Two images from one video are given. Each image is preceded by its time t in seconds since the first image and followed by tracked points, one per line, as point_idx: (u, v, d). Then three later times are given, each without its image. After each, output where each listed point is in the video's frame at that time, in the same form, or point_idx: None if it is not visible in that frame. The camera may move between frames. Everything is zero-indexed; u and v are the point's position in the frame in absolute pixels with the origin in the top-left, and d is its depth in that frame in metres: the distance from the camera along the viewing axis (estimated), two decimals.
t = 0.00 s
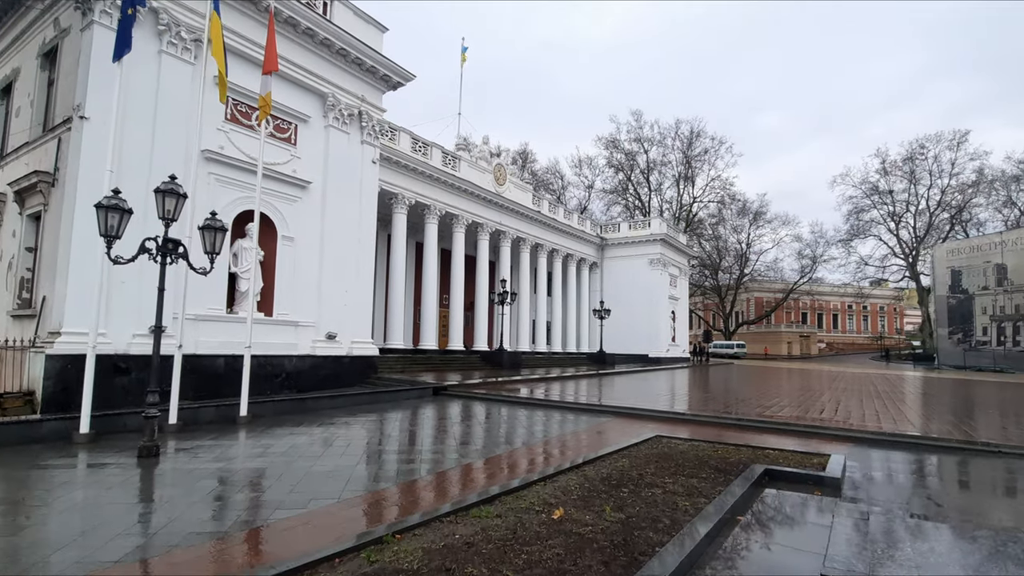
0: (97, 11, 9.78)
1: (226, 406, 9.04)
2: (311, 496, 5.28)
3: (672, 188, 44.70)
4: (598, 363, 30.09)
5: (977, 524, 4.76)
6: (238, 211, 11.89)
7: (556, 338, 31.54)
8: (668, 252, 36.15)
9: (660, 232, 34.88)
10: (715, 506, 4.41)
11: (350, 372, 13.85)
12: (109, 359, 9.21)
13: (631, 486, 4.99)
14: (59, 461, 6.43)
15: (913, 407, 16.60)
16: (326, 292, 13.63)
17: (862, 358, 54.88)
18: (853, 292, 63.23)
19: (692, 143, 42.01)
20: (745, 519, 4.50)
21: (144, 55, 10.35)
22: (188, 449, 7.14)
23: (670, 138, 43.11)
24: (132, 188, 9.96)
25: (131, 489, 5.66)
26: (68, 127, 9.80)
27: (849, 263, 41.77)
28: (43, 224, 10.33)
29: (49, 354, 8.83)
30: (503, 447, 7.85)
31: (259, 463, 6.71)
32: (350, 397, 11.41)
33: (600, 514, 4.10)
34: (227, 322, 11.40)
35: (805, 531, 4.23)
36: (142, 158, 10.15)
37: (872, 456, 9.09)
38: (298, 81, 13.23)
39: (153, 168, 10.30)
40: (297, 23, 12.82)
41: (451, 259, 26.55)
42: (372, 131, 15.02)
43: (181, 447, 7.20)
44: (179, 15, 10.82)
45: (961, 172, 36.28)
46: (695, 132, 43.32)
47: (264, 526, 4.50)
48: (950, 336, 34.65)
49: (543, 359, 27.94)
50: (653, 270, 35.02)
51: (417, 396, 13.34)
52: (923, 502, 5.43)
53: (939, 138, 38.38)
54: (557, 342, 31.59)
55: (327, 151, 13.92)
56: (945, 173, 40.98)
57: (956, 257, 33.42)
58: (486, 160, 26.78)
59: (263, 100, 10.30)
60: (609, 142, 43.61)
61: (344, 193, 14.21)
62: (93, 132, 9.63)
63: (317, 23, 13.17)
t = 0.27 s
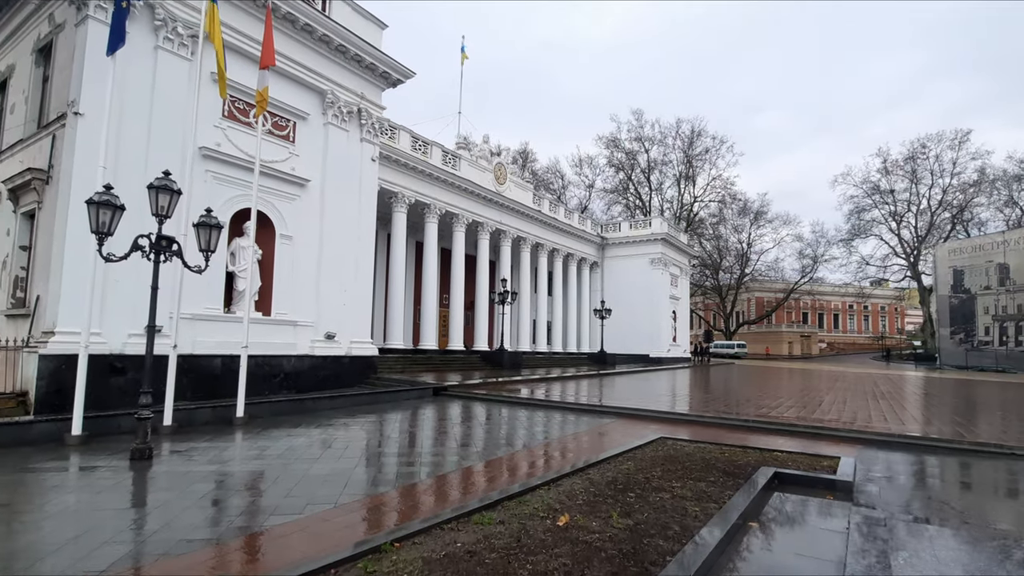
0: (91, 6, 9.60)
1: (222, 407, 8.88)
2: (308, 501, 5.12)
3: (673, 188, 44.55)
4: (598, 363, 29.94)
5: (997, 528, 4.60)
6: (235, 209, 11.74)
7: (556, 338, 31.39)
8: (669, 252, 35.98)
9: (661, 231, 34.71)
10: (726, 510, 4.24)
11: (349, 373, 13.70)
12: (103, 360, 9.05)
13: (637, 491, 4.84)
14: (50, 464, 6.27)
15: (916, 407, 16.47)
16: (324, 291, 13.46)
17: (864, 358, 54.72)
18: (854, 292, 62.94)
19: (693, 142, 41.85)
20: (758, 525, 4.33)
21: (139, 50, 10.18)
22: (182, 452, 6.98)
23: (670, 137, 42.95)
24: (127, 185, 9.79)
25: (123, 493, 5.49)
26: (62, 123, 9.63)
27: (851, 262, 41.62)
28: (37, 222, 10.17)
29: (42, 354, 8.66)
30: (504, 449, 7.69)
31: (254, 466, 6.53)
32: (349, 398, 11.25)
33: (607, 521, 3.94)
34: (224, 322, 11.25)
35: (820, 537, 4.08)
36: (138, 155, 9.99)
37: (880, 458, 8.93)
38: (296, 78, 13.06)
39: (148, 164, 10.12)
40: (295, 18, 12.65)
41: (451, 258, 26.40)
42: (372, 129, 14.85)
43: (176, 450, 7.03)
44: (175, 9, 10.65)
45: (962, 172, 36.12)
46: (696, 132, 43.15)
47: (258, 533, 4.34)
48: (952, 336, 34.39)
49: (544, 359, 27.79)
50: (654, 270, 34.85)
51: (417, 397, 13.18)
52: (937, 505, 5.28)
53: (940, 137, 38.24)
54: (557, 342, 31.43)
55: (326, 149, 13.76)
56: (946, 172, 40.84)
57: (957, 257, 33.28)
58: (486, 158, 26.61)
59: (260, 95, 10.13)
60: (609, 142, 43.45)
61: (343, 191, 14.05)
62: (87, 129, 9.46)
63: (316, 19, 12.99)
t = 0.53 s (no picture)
0: None
1: (218, 407, 8.72)
2: (303, 503, 4.97)
3: (674, 186, 44.36)
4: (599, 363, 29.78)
5: (1017, 532, 4.43)
6: (232, 207, 11.58)
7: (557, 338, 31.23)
8: (670, 251, 35.81)
9: (662, 230, 34.53)
10: (735, 514, 4.09)
11: (348, 372, 13.54)
12: (96, 358, 8.90)
13: (643, 493, 4.67)
14: (39, 465, 6.12)
15: (920, 406, 16.29)
16: (322, 290, 13.30)
17: (865, 358, 54.53)
18: (856, 291, 62.78)
19: (693, 141, 41.65)
20: (768, 529, 4.18)
21: (134, 45, 10.02)
22: (175, 453, 6.82)
23: (671, 136, 42.78)
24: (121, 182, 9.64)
25: (113, 495, 5.34)
26: (55, 119, 9.48)
27: (852, 262, 41.44)
28: (30, 219, 10.02)
29: (34, 353, 8.50)
30: (504, 449, 7.52)
31: (249, 467, 6.38)
32: (347, 398, 11.09)
33: (612, 525, 3.78)
34: (221, 321, 11.10)
35: (834, 541, 3.92)
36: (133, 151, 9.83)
37: (887, 458, 8.76)
38: (294, 74, 12.90)
39: (143, 160, 9.97)
40: (293, 14, 12.48)
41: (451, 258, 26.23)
42: (371, 126, 14.69)
43: (169, 451, 6.88)
44: (170, 3, 10.49)
45: (965, 171, 35.93)
46: (696, 131, 42.96)
47: (250, 537, 4.18)
48: (954, 335, 34.03)
49: (545, 358, 27.61)
50: (655, 269, 34.69)
51: (416, 396, 13.02)
52: (953, 508, 5.10)
53: (942, 136, 38.07)
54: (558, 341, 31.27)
55: (325, 146, 13.61)
56: (948, 171, 40.65)
57: (959, 256, 33.06)
58: (486, 157, 26.46)
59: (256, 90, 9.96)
60: (609, 140, 43.28)
61: (341, 189, 13.90)
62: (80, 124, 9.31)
63: (314, 14, 12.83)
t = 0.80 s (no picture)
0: None
1: (212, 409, 8.55)
2: (296, 509, 4.79)
3: (674, 186, 44.18)
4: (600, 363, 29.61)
5: None
6: (228, 205, 11.42)
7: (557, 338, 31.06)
8: (671, 250, 35.62)
9: (662, 229, 34.35)
10: (746, 521, 3.91)
11: (346, 372, 13.36)
12: (88, 359, 8.73)
13: (649, 499, 4.50)
14: (27, 469, 5.94)
15: (924, 406, 16.11)
16: (320, 290, 13.13)
17: (866, 358, 54.34)
18: (857, 291, 62.58)
19: (694, 140, 41.48)
20: (780, 536, 4.00)
21: (127, 39, 9.85)
22: (167, 456, 6.64)
23: (672, 135, 42.58)
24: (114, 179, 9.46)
25: (101, 500, 5.17)
26: (46, 115, 9.31)
27: (853, 261, 41.29)
28: (22, 217, 9.85)
29: (24, 354, 8.33)
30: (504, 452, 7.35)
31: (242, 471, 6.20)
32: (345, 399, 10.92)
33: (617, 534, 3.61)
34: (217, 320, 10.93)
35: (849, 549, 3.75)
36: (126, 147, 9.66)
37: (896, 460, 8.58)
38: (291, 70, 12.74)
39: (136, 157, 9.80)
40: (290, 9, 12.31)
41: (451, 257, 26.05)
42: (369, 123, 14.52)
43: (161, 454, 6.70)
44: None
45: (967, 170, 35.74)
46: (697, 129, 42.76)
47: (240, 545, 4.01)
48: (956, 335, 33.83)
49: (545, 358, 27.43)
50: (656, 269, 34.51)
51: (415, 397, 12.84)
52: (968, 512, 4.93)
53: (943, 135, 37.91)
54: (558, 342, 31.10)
55: (322, 144, 13.44)
56: (950, 170, 40.46)
57: (961, 256, 32.88)
58: (486, 156, 26.28)
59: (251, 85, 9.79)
60: (610, 139, 43.09)
61: (340, 187, 13.73)
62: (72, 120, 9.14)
63: (311, 10, 12.66)
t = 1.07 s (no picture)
0: None
1: (209, 411, 8.40)
2: (292, 516, 4.65)
3: (676, 185, 44.01)
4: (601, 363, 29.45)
5: None
6: (226, 204, 11.27)
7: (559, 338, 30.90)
8: (672, 250, 35.45)
9: (664, 229, 34.17)
10: (759, 528, 3.75)
11: (345, 373, 13.22)
12: (83, 360, 8.58)
13: (657, 505, 4.35)
14: (18, 473, 5.80)
15: (930, 406, 15.95)
16: (319, 290, 12.98)
17: (869, 357, 54.15)
18: (859, 290, 62.37)
19: (696, 139, 41.33)
20: (794, 544, 3.86)
21: (122, 36, 9.71)
22: (162, 460, 6.49)
23: (673, 134, 42.40)
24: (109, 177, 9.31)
25: (93, 506, 5.02)
26: (40, 112, 9.17)
27: (855, 260, 41.13)
28: (16, 217, 9.70)
29: (18, 355, 8.19)
30: (506, 454, 7.19)
31: (238, 475, 6.05)
32: (345, 401, 10.77)
33: (626, 543, 3.46)
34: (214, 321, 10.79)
35: (865, 557, 3.60)
36: (121, 145, 9.52)
37: (905, 461, 8.43)
38: (289, 68, 12.60)
39: (132, 155, 9.66)
40: (288, 6, 12.17)
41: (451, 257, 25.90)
42: (369, 122, 14.38)
43: (156, 458, 6.55)
44: None
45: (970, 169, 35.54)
46: (699, 129, 42.57)
47: (234, 553, 3.86)
48: (959, 335, 33.65)
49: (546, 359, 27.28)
50: (657, 268, 34.33)
51: (416, 398, 12.69)
52: (988, 517, 4.76)
53: (946, 134, 37.74)
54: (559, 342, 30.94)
55: (322, 142, 13.30)
56: (953, 169, 40.26)
57: (964, 255, 32.68)
58: (486, 155, 26.13)
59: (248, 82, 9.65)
60: (611, 139, 42.91)
61: (339, 186, 13.59)
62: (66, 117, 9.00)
63: (310, 7, 12.52)
